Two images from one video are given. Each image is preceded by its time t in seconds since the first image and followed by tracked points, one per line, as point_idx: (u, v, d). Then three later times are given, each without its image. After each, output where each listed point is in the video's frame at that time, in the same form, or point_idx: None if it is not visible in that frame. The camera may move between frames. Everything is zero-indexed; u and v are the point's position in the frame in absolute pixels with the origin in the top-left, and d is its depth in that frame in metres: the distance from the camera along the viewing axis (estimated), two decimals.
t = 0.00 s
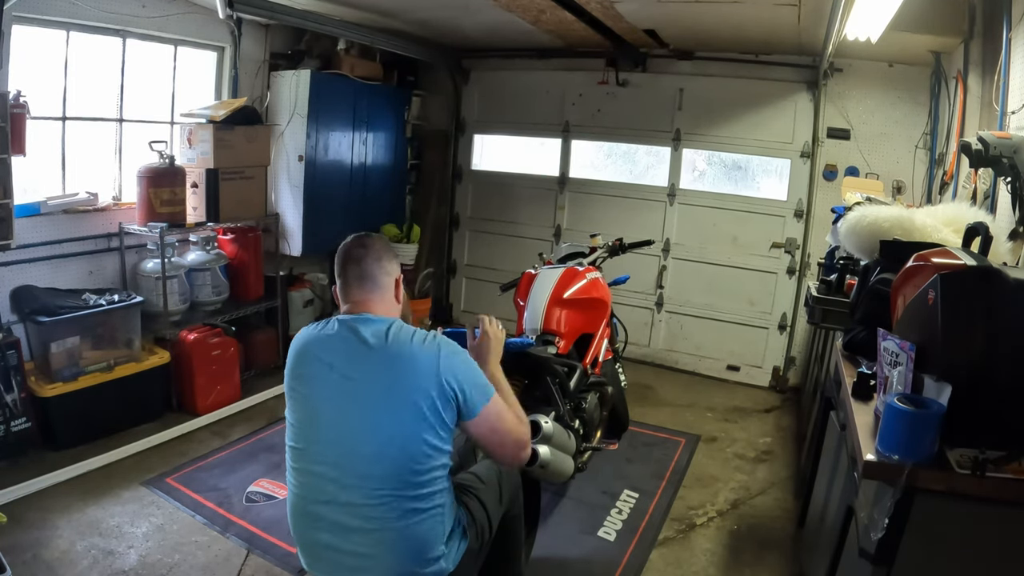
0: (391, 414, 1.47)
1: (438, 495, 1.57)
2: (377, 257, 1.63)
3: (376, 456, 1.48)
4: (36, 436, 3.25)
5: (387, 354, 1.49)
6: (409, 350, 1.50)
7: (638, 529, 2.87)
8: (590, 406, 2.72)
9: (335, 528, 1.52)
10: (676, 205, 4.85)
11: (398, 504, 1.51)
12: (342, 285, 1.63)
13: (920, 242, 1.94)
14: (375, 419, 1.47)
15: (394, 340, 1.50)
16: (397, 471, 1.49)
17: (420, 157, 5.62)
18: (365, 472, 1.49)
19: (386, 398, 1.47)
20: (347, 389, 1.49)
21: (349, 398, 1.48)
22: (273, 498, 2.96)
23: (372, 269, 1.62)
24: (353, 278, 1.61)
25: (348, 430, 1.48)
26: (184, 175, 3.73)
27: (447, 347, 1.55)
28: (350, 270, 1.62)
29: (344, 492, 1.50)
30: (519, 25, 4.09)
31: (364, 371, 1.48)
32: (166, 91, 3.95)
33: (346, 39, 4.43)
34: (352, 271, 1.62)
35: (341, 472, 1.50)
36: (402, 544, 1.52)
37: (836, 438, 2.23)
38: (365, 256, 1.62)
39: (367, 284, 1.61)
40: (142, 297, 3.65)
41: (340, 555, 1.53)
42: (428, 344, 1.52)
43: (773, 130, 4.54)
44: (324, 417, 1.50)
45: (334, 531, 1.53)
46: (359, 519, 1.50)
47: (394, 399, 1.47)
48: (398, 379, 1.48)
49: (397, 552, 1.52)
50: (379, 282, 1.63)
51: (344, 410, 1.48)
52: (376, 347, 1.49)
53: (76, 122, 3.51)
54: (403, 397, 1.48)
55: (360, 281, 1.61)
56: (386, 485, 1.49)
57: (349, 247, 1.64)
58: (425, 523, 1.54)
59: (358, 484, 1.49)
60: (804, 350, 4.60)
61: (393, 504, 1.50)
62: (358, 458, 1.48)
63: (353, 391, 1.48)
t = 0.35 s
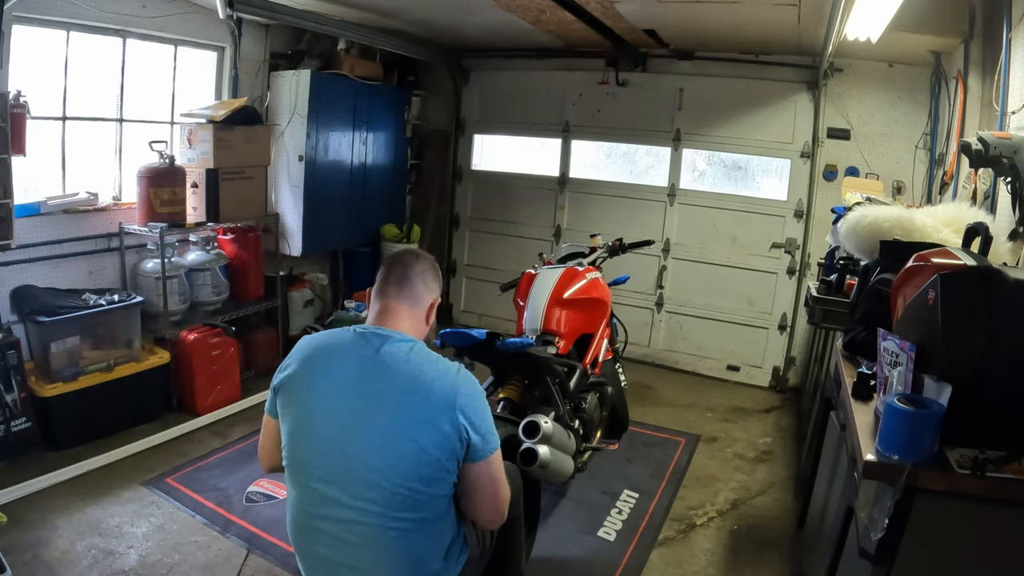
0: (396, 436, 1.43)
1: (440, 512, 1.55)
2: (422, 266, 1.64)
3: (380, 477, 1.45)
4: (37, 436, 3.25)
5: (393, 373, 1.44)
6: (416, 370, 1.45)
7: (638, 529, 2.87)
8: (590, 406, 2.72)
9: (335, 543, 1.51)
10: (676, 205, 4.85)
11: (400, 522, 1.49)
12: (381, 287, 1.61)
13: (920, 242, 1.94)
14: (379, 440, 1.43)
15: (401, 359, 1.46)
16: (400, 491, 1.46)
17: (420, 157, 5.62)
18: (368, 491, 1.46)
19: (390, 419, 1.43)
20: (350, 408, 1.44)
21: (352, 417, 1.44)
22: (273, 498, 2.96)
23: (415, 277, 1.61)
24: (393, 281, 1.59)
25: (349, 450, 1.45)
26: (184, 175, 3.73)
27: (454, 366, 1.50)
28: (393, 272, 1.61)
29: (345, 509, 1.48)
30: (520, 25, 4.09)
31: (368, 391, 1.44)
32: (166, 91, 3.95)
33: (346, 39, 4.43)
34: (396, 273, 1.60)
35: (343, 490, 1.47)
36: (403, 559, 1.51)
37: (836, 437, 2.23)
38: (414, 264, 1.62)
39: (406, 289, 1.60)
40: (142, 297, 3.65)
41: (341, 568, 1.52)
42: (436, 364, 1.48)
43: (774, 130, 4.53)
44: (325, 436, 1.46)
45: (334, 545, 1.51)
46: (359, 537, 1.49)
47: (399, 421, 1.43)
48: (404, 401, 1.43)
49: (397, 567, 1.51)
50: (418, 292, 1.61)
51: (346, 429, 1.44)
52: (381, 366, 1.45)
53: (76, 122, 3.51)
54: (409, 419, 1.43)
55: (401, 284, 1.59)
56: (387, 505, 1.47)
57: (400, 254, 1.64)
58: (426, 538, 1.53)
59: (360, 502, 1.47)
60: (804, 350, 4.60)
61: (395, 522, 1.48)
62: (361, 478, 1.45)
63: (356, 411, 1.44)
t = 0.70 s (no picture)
0: (390, 392, 1.54)
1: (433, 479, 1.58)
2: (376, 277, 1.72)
3: (377, 433, 1.51)
4: (36, 436, 3.24)
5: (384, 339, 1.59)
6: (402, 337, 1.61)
7: (638, 529, 2.87)
8: (590, 406, 2.72)
9: (339, 515, 1.50)
10: (676, 205, 4.85)
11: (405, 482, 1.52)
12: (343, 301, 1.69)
13: (920, 242, 1.94)
14: (374, 397, 1.53)
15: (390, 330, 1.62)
16: (396, 449, 1.52)
17: (420, 157, 5.62)
18: (365, 450, 1.51)
19: (384, 377, 1.55)
20: (345, 371, 1.55)
21: (348, 379, 1.54)
22: (273, 498, 2.96)
23: (370, 288, 1.69)
24: (349, 298, 1.67)
25: (346, 411, 1.52)
26: (184, 175, 3.73)
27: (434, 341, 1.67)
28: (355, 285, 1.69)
29: (342, 475, 1.50)
30: (519, 24, 4.09)
31: (363, 356, 1.56)
32: (166, 91, 3.95)
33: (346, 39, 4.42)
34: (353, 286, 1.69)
35: (346, 451, 1.51)
36: (400, 526, 1.51)
37: (836, 438, 2.23)
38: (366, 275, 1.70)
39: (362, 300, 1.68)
40: (142, 297, 3.65)
41: (338, 544, 1.50)
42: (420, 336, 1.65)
43: (774, 130, 4.53)
44: (323, 401, 1.54)
45: (338, 518, 1.50)
46: (365, 502, 1.50)
47: (391, 380, 1.55)
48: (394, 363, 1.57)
49: (396, 535, 1.51)
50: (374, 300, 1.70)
51: (342, 391, 1.53)
52: (374, 335, 1.59)
53: (76, 122, 3.51)
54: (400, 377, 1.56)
55: (356, 298, 1.67)
56: (384, 464, 1.50)
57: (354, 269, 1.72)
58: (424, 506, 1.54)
59: (357, 464, 1.50)
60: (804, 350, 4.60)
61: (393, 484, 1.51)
62: (359, 437, 1.51)
63: (351, 373, 1.54)
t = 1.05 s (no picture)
0: (398, 404, 1.50)
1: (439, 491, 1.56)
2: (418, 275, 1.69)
3: (381, 444, 1.49)
4: (36, 436, 3.24)
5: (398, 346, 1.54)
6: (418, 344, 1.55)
7: (638, 529, 2.87)
8: (590, 406, 2.72)
9: (337, 521, 1.51)
10: (676, 205, 4.85)
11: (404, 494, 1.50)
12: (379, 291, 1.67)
13: (920, 242, 1.94)
14: (381, 408, 1.50)
15: (406, 337, 1.56)
16: (399, 461, 1.50)
17: (420, 157, 5.62)
18: (369, 461, 1.49)
19: (394, 387, 1.50)
20: (355, 378, 1.52)
21: (358, 387, 1.51)
22: (273, 498, 2.96)
23: (408, 283, 1.66)
24: (384, 287, 1.65)
25: (353, 419, 1.51)
26: (184, 175, 3.73)
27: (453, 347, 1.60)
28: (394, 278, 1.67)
29: (346, 481, 1.50)
30: (519, 25, 4.09)
31: (374, 363, 1.52)
32: (166, 91, 3.95)
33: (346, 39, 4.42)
34: (388, 280, 1.66)
35: (348, 460, 1.50)
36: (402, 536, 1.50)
37: (836, 438, 2.23)
38: (406, 271, 1.67)
39: (396, 297, 1.65)
40: (142, 297, 3.65)
41: (340, 549, 1.51)
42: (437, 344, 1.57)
43: (774, 130, 4.53)
44: (332, 406, 1.53)
45: (337, 523, 1.51)
46: (364, 510, 1.49)
47: (401, 390, 1.51)
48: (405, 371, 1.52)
49: (396, 545, 1.50)
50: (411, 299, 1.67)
51: (350, 400, 1.51)
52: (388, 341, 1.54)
53: (76, 122, 3.51)
54: (412, 388, 1.51)
55: (391, 290, 1.65)
56: (383, 475, 1.49)
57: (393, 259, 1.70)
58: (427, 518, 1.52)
59: (360, 473, 1.49)
60: (804, 351, 4.60)
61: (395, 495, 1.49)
62: (363, 447, 1.49)
63: (361, 381, 1.51)
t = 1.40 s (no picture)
0: (397, 443, 1.42)
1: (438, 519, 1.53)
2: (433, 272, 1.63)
3: (380, 484, 1.44)
4: (36, 436, 3.24)
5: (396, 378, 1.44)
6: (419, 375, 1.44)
7: (638, 529, 2.87)
8: (590, 406, 2.72)
9: (333, 548, 1.49)
10: (676, 205, 4.85)
11: (400, 525, 1.47)
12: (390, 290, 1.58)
13: (920, 243, 1.94)
14: (379, 448, 1.42)
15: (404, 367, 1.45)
16: (399, 499, 1.45)
17: (420, 157, 5.61)
18: (368, 497, 1.45)
19: (393, 425, 1.42)
20: (347, 413, 1.44)
21: (353, 423, 1.43)
22: (273, 498, 2.96)
23: (421, 282, 1.59)
24: (399, 285, 1.58)
25: (349, 457, 1.44)
26: (184, 175, 3.73)
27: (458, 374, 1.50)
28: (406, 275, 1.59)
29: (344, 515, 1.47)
30: (519, 25, 4.09)
31: (369, 397, 1.43)
32: (166, 91, 3.95)
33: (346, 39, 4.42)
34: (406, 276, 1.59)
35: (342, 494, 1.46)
36: (398, 562, 1.50)
37: (836, 437, 2.23)
38: (423, 269, 1.59)
39: (412, 296, 1.58)
40: (142, 297, 3.65)
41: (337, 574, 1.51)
42: (441, 375, 1.47)
43: (774, 130, 4.54)
44: (323, 442, 1.45)
45: (333, 550, 1.49)
46: (360, 541, 1.47)
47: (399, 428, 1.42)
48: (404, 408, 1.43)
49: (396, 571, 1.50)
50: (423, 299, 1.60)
51: (344, 437, 1.44)
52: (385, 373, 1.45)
53: (76, 122, 3.51)
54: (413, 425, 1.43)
55: (407, 287, 1.58)
56: (379, 510, 1.45)
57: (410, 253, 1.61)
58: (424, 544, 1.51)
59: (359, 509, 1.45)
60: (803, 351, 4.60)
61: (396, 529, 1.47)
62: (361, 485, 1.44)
63: (355, 417, 1.43)
